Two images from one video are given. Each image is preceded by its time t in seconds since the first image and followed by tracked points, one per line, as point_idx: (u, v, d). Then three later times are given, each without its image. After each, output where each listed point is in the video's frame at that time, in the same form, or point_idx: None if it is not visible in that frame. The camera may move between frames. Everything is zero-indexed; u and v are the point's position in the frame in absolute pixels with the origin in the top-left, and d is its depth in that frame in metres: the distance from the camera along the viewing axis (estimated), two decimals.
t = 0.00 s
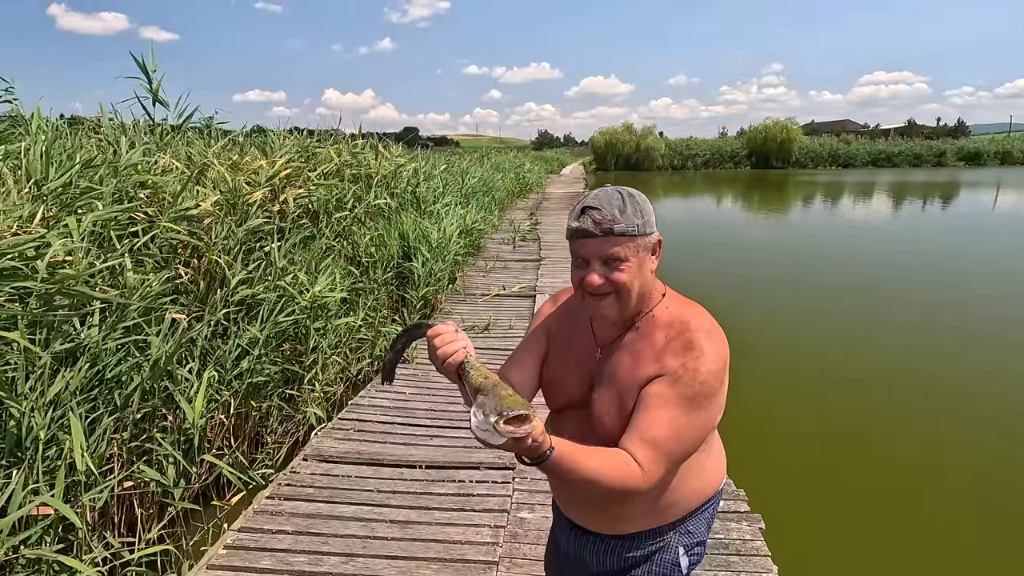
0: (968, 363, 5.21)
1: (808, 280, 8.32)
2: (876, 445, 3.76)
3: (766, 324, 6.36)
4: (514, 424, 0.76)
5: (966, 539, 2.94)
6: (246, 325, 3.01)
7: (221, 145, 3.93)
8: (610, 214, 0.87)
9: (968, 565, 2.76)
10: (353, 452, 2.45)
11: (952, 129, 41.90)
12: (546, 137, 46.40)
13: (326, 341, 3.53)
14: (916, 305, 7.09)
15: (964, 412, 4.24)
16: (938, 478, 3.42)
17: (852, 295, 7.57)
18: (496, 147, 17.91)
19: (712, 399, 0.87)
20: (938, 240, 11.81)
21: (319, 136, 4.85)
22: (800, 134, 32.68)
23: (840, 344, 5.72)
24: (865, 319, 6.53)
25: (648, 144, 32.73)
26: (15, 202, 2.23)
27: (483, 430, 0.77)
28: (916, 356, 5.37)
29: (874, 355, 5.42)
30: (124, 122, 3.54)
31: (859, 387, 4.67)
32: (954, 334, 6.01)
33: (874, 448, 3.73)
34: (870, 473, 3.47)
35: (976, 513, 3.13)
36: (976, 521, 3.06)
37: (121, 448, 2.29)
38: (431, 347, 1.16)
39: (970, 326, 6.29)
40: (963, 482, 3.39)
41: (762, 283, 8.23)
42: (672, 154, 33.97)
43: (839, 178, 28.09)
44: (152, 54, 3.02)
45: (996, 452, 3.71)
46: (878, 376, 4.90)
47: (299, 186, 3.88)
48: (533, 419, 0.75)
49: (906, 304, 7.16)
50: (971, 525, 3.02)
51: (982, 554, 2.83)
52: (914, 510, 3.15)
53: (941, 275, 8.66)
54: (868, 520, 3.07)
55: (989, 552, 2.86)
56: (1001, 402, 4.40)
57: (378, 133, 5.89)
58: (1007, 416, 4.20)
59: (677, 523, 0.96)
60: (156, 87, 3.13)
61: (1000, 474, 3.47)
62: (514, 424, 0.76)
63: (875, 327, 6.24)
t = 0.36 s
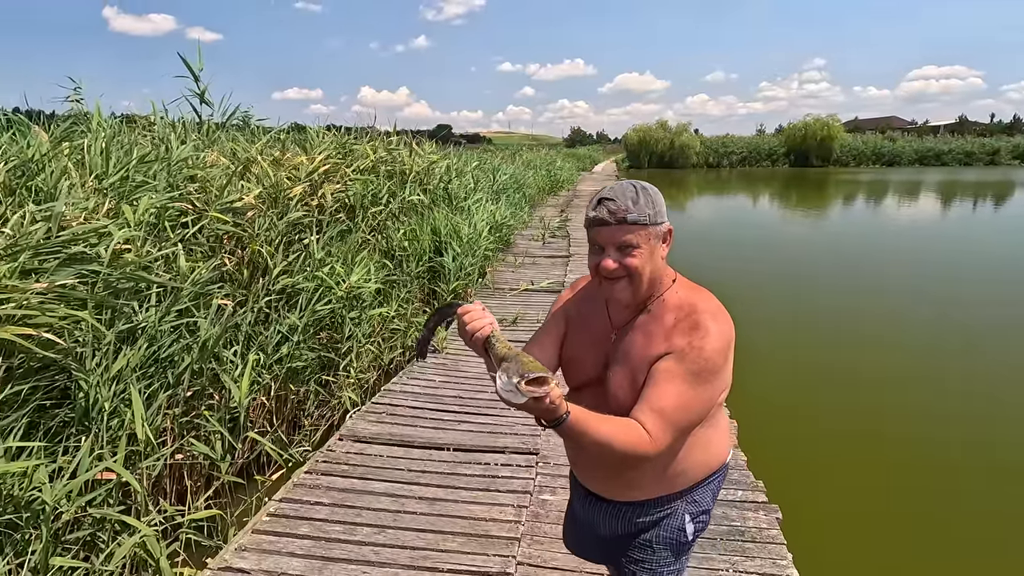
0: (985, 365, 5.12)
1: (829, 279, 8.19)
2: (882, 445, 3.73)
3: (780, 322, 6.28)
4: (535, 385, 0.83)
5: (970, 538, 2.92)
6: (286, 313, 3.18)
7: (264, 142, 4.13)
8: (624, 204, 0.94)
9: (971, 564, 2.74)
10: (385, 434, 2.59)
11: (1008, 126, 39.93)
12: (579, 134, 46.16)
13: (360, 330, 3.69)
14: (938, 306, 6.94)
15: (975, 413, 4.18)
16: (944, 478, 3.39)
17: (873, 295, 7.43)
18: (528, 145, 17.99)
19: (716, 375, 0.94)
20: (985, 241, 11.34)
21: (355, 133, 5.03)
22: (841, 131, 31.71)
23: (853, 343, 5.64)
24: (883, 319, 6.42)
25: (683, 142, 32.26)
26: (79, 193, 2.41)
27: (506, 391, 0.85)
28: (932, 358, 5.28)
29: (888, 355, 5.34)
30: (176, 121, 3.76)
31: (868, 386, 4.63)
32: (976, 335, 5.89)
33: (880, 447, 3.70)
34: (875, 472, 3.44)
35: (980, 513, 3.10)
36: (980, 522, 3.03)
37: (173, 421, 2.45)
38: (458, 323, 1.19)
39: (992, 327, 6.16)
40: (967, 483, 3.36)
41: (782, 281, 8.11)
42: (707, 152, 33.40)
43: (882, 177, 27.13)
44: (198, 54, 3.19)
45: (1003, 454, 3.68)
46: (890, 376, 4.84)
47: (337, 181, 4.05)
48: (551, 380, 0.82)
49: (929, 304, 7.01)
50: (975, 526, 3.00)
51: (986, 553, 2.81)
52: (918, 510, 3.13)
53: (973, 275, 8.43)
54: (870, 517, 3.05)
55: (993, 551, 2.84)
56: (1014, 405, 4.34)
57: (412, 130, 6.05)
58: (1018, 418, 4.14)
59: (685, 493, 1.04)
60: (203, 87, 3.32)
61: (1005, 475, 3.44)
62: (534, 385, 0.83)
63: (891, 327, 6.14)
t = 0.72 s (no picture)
0: (995, 367, 5.11)
1: (840, 280, 8.15)
2: (885, 445, 3.75)
3: (790, 323, 6.27)
4: (521, 348, 0.91)
5: (969, 538, 2.95)
6: (303, 303, 3.30)
7: (283, 139, 4.27)
8: (607, 190, 1.03)
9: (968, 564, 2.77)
10: (395, 418, 2.70)
11: None
12: (596, 134, 46.05)
13: (374, 321, 3.81)
14: (951, 307, 6.90)
15: (980, 415, 4.19)
16: (946, 479, 3.42)
17: (884, 295, 7.40)
18: (544, 144, 18.03)
19: (691, 348, 1.02)
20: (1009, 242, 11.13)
21: (372, 131, 5.16)
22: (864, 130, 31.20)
23: (861, 344, 5.63)
24: (893, 320, 6.39)
25: (701, 141, 32.01)
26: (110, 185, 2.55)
27: (496, 353, 0.92)
28: (940, 359, 5.27)
29: (897, 356, 5.33)
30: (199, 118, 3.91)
31: (873, 386, 4.63)
32: (986, 336, 5.87)
33: (882, 447, 3.72)
34: (877, 473, 3.47)
35: (980, 513, 3.13)
36: (981, 522, 3.06)
37: (198, 402, 2.54)
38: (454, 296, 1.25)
39: (1004, 329, 6.12)
40: (969, 483, 3.38)
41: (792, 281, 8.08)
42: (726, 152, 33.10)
43: (906, 178, 26.62)
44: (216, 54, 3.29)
45: (1006, 455, 3.70)
46: (895, 377, 4.85)
47: (353, 177, 4.18)
48: (536, 343, 0.90)
49: (941, 305, 6.96)
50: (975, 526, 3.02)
51: (985, 554, 2.84)
52: (918, 509, 3.15)
53: (989, 277, 8.34)
54: (870, 517, 3.08)
55: (992, 552, 2.86)
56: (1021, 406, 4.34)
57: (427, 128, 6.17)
58: None
59: (664, 459, 1.13)
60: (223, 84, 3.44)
61: (1006, 476, 3.47)
62: (520, 348, 0.91)
63: (902, 328, 6.11)
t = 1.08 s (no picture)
0: (993, 366, 5.13)
1: (840, 279, 8.17)
2: (884, 446, 3.77)
3: (787, 322, 6.30)
4: (512, 322, 0.97)
5: (968, 538, 2.98)
6: (305, 295, 3.37)
7: (285, 135, 4.34)
8: (592, 180, 1.10)
9: (967, 562, 2.80)
10: (395, 406, 2.78)
11: None
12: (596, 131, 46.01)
13: (375, 314, 3.88)
14: (949, 305, 6.93)
15: (979, 414, 4.22)
16: (945, 478, 3.45)
17: (882, 294, 7.43)
18: (544, 141, 18.07)
19: (669, 327, 1.10)
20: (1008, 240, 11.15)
21: (372, 128, 5.23)
22: (864, 128, 31.19)
23: (859, 343, 5.65)
24: (893, 319, 6.42)
25: (702, 139, 32.01)
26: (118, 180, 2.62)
27: (490, 327, 0.98)
28: (938, 358, 5.31)
29: (896, 356, 5.35)
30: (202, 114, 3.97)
31: (871, 386, 4.66)
32: (984, 336, 5.90)
33: (881, 448, 3.75)
34: (876, 473, 3.49)
35: (979, 513, 3.15)
36: (979, 521, 3.09)
37: (205, 389, 2.61)
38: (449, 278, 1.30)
39: (1004, 328, 6.15)
40: (967, 482, 3.42)
41: (792, 280, 8.10)
42: (727, 150, 33.11)
43: (908, 176, 26.58)
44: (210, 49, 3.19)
45: (1004, 454, 3.73)
46: (893, 376, 4.88)
47: (353, 173, 4.25)
48: (526, 318, 0.96)
49: (940, 304, 6.99)
50: (973, 526, 3.05)
51: (984, 553, 2.86)
52: (914, 507, 3.18)
53: (989, 275, 8.36)
54: (868, 517, 3.11)
55: (990, 550, 2.89)
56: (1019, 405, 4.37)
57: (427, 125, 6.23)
58: None
59: (645, 434, 1.21)
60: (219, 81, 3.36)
61: (1004, 476, 3.49)
62: (511, 322, 0.97)
63: (900, 327, 6.14)
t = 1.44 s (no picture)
0: (990, 367, 5.13)
1: (836, 276, 8.17)
2: (883, 445, 3.74)
3: (784, 320, 6.29)
4: (535, 299, 1.06)
5: (970, 539, 2.93)
6: (310, 287, 3.42)
7: (286, 129, 4.38)
8: (604, 170, 1.18)
9: (969, 565, 2.75)
10: (401, 393, 2.86)
11: None
12: (589, 127, 46.08)
13: (377, 305, 3.95)
14: (946, 305, 6.91)
15: (978, 415, 4.19)
16: (945, 478, 3.41)
17: (879, 293, 7.42)
18: (538, 137, 18.12)
19: (674, 308, 1.19)
20: (998, 238, 11.27)
21: (371, 122, 5.27)
22: (856, 125, 31.45)
23: (857, 343, 5.62)
24: (889, 318, 6.40)
25: (695, 135, 32.15)
26: (129, 174, 2.66)
27: (513, 304, 1.06)
28: (936, 359, 5.28)
29: (893, 355, 5.34)
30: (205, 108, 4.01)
31: (870, 386, 4.63)
32: (980, 335, 5.89)
33: (881, 448, 3.70)
34: (877, 473, 3.45)
35: (979, 512, 3.12)
36: (980, 521, 3.05)
37: (216, 377, 2.66)
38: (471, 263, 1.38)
39: (1000, 329, 6.14)
40: (968, 483, 3.37)
41: (789, 278, 8.09)
42: (719, 146, 33.28)
43: (899, 172, 26.79)
44: (205, 42, 3.07)
45: (1004, 454, 3.69)
46: (892, 377, 4.85)
47: (354, 167, 4.30)
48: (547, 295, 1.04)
49: (936, 303, 6.98)
50: (974, 526, 3.01)
51: (985, 554, 2.82)
52: (914, 507, 3.15)
53: (983, 274, 8.39)
54: (871, 520, 3.05)
55: (992, 552, 2.85)
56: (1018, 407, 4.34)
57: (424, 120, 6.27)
58: None
59: (650, 409, 1.29)
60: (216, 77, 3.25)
61: (1005, 477, 3.44)
62: (534, 299, 1.05)
63: (897, 326, 6.13)
